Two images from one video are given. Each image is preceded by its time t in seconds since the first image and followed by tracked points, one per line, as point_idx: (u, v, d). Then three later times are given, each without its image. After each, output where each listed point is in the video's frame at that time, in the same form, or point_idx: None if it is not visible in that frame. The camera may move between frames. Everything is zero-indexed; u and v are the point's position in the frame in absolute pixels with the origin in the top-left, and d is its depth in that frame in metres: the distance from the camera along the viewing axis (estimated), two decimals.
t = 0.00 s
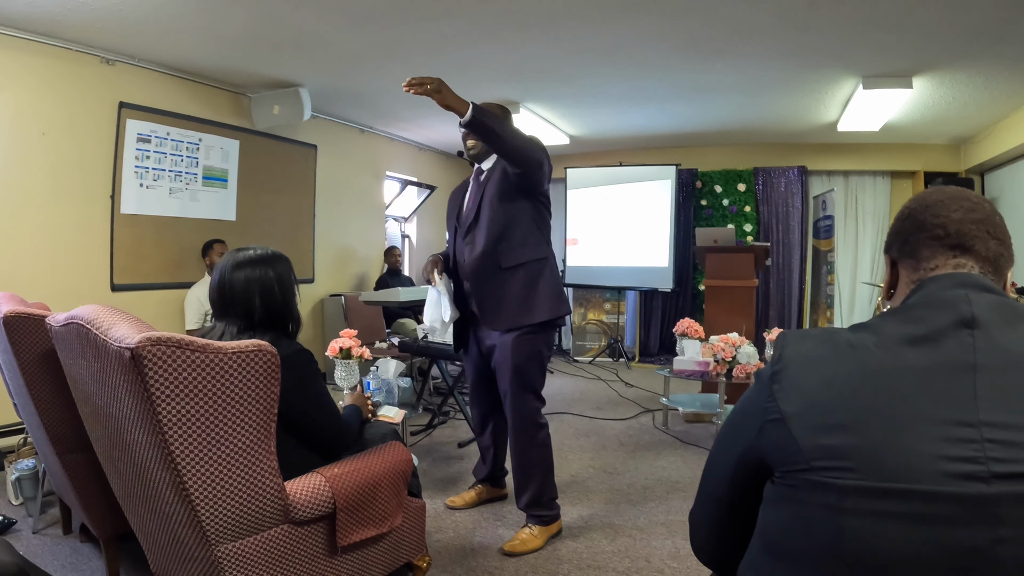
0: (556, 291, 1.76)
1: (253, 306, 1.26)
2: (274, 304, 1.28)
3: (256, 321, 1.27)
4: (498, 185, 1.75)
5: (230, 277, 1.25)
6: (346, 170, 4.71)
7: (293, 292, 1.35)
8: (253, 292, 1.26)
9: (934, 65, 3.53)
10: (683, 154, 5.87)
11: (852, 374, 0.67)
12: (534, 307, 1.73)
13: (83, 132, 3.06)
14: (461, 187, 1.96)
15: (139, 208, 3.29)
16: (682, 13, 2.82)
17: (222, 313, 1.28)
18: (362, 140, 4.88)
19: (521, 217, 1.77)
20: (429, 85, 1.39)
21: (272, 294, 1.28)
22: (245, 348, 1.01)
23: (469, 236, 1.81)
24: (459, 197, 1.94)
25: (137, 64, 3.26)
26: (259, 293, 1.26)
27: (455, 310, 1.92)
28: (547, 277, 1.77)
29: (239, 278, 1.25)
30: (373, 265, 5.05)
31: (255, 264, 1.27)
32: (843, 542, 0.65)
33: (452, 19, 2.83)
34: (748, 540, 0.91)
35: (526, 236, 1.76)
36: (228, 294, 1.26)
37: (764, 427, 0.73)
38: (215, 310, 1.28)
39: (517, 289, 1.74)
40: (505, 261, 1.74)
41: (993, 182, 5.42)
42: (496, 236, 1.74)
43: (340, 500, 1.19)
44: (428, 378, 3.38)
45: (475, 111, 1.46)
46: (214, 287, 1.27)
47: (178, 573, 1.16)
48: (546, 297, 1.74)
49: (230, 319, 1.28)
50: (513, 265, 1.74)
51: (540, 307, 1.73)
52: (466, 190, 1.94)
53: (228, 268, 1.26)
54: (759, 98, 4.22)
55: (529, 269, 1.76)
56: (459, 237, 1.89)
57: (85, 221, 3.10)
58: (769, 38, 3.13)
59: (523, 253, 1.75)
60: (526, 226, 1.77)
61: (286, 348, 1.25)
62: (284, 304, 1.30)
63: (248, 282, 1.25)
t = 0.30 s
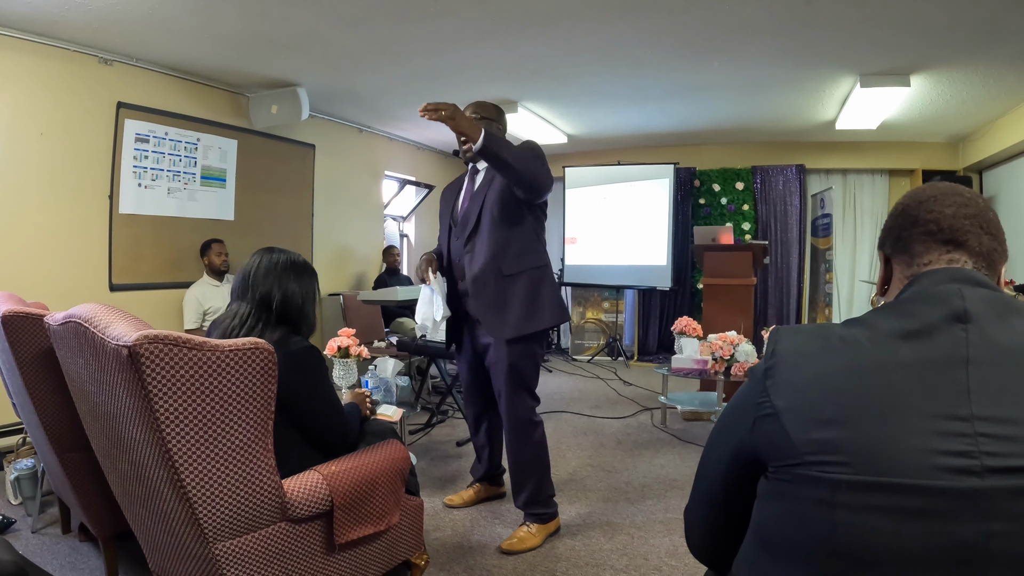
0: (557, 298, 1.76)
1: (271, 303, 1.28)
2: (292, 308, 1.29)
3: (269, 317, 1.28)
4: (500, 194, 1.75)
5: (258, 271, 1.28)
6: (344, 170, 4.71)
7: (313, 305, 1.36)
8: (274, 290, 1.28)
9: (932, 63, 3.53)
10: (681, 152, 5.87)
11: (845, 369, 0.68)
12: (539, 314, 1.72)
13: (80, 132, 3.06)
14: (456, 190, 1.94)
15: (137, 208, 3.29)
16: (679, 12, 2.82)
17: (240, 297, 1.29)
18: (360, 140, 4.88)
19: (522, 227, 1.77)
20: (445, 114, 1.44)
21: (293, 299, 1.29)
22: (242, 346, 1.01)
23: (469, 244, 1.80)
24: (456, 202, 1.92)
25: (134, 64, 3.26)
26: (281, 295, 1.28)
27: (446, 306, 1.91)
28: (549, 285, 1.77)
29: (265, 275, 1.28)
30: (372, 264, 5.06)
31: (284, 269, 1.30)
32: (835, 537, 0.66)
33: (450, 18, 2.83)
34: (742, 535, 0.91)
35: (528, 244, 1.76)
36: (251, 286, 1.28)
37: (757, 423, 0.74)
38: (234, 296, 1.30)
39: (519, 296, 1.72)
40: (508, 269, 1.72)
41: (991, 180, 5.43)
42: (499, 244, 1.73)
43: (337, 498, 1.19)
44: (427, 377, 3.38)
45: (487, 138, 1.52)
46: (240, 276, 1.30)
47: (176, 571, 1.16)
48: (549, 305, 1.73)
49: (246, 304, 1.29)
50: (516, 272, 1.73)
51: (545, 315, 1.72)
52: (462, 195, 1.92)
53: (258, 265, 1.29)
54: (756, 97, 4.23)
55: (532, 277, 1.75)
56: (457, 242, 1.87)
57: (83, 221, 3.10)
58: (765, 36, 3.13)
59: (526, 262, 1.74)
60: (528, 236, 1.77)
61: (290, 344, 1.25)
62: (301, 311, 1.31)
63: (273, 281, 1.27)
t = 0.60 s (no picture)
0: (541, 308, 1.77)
1: (256, 306, 1.26)
2: (277, 301, 1.28)
3: (263, 319, 1.28)
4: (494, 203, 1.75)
5: (229, 281, 1.25)
6: (344, 171, 4.72)
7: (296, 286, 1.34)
8: (253, 294, 1.25)
9: (930, 64, 3.54)
10: (680, 154, 5.88)
11: (840, 370, 0.68)
12: (519, 322, 1.73)
13: (80, 133, 3.07)
14: (453, 191, 1.94)
15: (137, 209, 3.30)
16: (677, 12, 2.82)
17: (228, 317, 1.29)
18: (359, 141, 4.89)
19: (513, 237, 1.78)
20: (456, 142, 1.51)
21: (274, 292, 1.27)
22: (241, 347, 1.02)
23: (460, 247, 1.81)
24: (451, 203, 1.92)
25: (134, 66, 3.26)
26: (260, 294, 1.26)
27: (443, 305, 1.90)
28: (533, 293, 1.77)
29: (237, 282, 1.25)
30: (371, 265, 5.06)
31: (250, 266, 1.26)
32: (831, 536, 0.66)
33: (448, 18, 2.83)
34: (739, 535, 0.92)
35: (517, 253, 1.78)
36: (230, 299, 1.26)
37: (753, 423, 0.74)
38: (221, 313, 1.29)
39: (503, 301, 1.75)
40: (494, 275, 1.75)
41: (989, 180, 5.44)
42: (488, 251, 1.76)
43: (336, 499, 1.20)
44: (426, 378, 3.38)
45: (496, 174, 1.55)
46: (217, 294, 1.27)
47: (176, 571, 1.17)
48: (531, 313, 1.74)
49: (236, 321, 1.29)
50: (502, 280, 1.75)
51: (524, 323, 1.73)
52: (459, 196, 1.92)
53: (226, 274, 1.26)
54: (755, 97, 4.23)
55: (517, 286, 1.76)
56: (449, 241, 1.88)
57: (83, 222, 3.10)
58: (764, 36, 3.12)
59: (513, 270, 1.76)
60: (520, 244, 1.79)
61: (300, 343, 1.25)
62: (286, 299, 1.29)
63: (247, 285, 1.25)
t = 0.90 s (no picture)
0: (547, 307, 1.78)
1: (243, 305, 1.26)
2: (263, 304, 1.28)
3: (246, 317, 1.27)
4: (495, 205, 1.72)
5: (220, 276, 1.26)
6: (342, 171, 4.72)
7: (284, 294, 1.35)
8: (241, 292, 1.26)
9: (928, 63, 3.54)
10: (679, 153, 5.89)
11: (839, 368, 0.68)
12: (526, 322, 1.73)
13: (78, 133, 3.06)
14: (448, 190, 1.91)
15: (136, 209, 3.30)
16: (676, 11, 2.82)
17: (211, 310, 1.28)
18: (358, 140, 4.89)
19: (516, 238, 1.77)
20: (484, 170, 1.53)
21: (262, 294, 1.28)
22: (240, 346, 1.02)
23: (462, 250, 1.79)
24: (449, 203, 1.89)
25: (132, 66, 3.26)
26: (249, 293, 1.27)
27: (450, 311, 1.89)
28: (539, 293, 1.77)
29: (228, 279, 1.26)
30: (370, 265, 5.06)
31: (244, 265, 1.28)
32: (829, 535, 0.67)
33: (447, 18, 2.83)
34: (738, 533, 0.92)
35: (521, 254, 1.77)
36: (217, 293, 1.26)
37: (752, 421, 0.75)
38: (205, 308, 1.29)
39: (509, 303, 1.75)
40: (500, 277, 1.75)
41: (988, 179, 5.45)
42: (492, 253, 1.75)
43: (335, 498, 1.20)
44: (425, 377, 3.38)
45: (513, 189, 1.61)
46: (204, 287, 1.28)
47: (175, 571, 1.17)
48: (537, 313, 1.75)
49: (219, 314, 1.27)
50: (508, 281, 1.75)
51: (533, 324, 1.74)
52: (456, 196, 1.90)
53: (218, 269, 1.27)
54: (753, 97, 4.24)
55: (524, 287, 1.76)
56: (449, 242, 1.85)
57: (82, 223, 3.10)
58: (763, 35, 3.12)
59: (518, 271, 1.76)
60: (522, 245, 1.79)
61: (275, 344, 1.25)
62: (272, 304, 1.30)
63: (238, 281, 1.26)
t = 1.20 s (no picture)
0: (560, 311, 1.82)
1: (243, 304, 1.26)
2: (262, 299, 1.28)
3: (250, 317, 1.27)
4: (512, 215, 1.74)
5: (216, 279, 1.26)
6: (342, 171, 4.72)
7: (283, 285, 1.34)
8: (239, 291, 1.26)
9: (928, 62, 3.55)
10: (679, 153, 5.89)
11: (841, 367, 0.68)
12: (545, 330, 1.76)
13: (77, 134, 3.06)
14: (445, 192, 1.83)
15: (135, 210, 3.30)
16: (676, 10, 2.82)
17: (215, 315, 1.29)
18: (358, 141, 4.89)
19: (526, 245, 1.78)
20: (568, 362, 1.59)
21: (260, 289, 1.27)
22: (240, 346, 1.02)
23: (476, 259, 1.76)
24: (448, 207, 1.81)
25: (132, 66, 3.26)
26: (247, 291, 1.26)
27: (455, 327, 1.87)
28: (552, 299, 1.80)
29: (224, 281, 1.25)
30: (370, 265, 5.06)
31: (236, 265, 1.27)
32: (829, 535, 0.67)
33: (446, 18, 2.83)
34: (739, 532, 0.92)
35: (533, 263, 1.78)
36: (216, 297, 1.26)
37: (753, 420, 0.74)
38: (208, 313, 1.29)
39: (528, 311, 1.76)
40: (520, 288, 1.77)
41: (988, 179, 5.45)
42: (512, 265, 1.75)
43: (335, 499, 1.20)
44: (425, 377, 3.39)
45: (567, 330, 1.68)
46: (204, 293, 1.28)
47: (175, 572, 1.16)
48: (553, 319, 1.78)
49: (224, 321, 1.28)
50: (528, 291, 1.77)
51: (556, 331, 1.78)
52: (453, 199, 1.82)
53: (213, 272, 1.27)
54: (752, 96, 4.24)
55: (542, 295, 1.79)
56: (456, 250, 1.81)
57: (81, 223, 3.10)
58: (763, 35, 3.12)
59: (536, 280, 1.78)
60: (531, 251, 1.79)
61: (282, 342, 1.25)
62: (273, 298, 1.29)
63: (233, 282, 1.25)
